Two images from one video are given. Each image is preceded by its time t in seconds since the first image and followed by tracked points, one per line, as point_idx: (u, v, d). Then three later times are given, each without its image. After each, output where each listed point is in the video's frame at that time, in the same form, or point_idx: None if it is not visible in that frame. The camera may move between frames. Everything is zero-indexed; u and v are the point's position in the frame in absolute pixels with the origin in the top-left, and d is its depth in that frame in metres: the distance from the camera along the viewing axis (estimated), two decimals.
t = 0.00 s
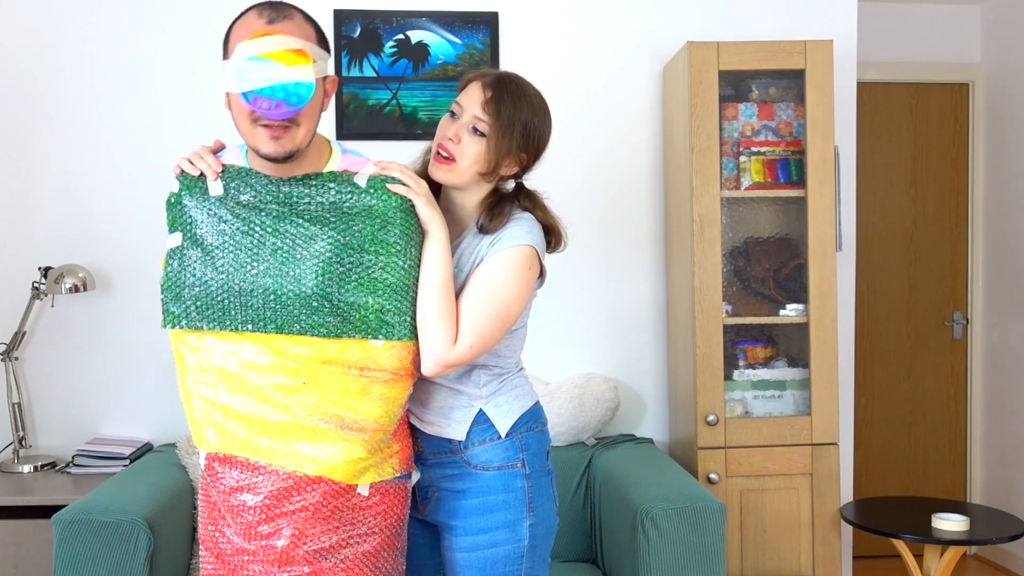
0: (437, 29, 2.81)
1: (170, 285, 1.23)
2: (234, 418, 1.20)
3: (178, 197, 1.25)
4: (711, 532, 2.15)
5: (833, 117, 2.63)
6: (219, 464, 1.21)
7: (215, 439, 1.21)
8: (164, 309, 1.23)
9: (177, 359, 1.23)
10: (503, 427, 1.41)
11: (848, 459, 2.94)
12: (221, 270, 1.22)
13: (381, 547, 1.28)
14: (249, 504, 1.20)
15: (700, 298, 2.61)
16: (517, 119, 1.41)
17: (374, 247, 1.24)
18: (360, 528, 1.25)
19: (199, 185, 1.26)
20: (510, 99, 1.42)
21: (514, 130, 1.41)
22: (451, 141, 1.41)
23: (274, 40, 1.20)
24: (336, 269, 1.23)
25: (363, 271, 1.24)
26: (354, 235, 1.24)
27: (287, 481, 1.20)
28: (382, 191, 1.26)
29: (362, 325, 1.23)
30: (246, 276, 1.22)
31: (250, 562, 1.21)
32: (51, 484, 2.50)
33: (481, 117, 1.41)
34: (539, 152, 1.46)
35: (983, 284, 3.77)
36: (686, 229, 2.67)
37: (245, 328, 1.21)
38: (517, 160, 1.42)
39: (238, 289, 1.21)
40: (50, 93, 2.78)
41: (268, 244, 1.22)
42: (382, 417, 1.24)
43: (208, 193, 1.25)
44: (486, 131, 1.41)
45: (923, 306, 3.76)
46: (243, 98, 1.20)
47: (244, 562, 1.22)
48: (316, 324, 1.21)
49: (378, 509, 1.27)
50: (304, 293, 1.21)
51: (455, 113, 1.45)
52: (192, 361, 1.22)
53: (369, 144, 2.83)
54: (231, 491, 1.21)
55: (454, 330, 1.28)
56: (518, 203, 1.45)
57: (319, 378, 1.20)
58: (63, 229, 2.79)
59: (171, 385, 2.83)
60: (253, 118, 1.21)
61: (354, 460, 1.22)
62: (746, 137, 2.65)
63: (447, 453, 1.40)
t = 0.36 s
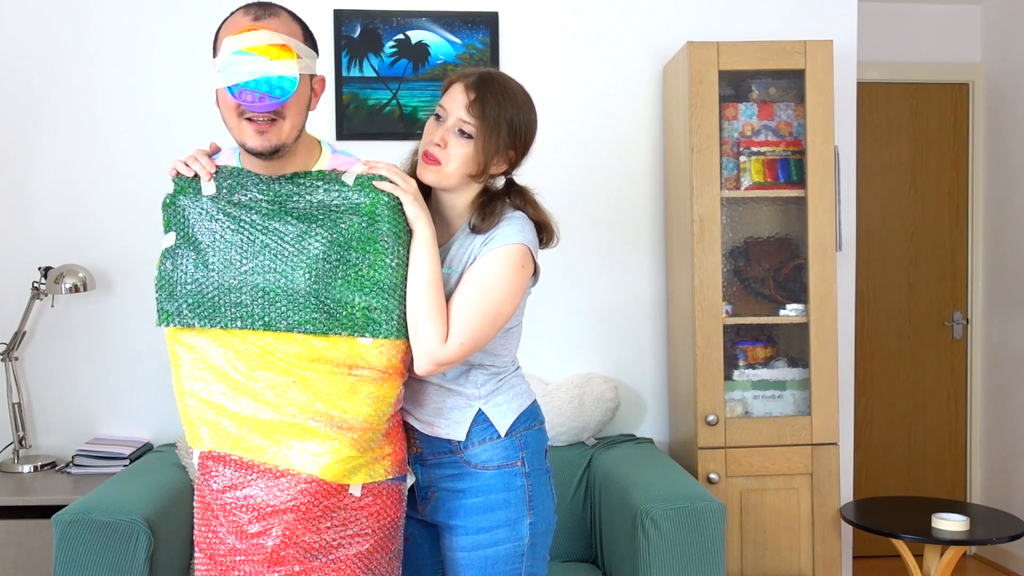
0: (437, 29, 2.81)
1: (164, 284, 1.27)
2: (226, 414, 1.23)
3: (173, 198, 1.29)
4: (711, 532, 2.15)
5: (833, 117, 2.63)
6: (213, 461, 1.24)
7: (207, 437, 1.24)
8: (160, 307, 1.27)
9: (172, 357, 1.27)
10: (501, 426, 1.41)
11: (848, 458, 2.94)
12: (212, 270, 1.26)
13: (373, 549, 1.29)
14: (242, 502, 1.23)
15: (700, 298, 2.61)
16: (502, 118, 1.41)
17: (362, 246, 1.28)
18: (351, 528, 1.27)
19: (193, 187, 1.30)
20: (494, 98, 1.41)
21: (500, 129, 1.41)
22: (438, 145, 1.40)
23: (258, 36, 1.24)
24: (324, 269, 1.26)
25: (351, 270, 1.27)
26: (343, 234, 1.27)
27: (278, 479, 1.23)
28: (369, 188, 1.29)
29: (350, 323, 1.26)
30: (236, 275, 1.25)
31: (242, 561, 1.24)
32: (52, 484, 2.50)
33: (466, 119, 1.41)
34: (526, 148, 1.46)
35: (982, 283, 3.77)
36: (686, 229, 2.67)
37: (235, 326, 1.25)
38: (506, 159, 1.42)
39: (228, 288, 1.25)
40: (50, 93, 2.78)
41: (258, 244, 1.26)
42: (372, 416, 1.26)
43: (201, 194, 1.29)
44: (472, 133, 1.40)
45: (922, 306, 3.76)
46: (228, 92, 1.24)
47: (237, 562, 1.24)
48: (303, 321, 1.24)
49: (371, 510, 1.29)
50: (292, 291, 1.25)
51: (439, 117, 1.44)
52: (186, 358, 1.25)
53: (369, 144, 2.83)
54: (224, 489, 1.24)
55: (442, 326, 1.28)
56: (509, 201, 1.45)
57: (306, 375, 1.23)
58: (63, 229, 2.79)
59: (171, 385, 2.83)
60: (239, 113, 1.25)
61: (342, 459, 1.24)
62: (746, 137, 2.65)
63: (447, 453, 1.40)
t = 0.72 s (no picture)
0: (437, 29, 2.81)
1: (163, 284, 1.29)
2: (229, 414, 1.24)
3: (170, 198, 1.31)
4: (711, 532, 2.15)
5: (833, 117, 2.63)
6: (217, 460, 1.25)
7: (209, 436, 1.25)
8: (159, 307, 1.28)
9: (172, 356, 1.28)
10: (498, 426, 1.40)
11: (848, 458, 2.94)
12: (212, 270, 1.28)
13: (377, 545, 1.31)
14: (246, 501, 1.24)
15: (700, 298, 2.61)
16: (495, 118, 1.40)
17: (361, 245, 1.29)
18: (355, 525, 1.29)
19: (190, 187, 1.31)
20: (486, 98, 1.41)
21: (493, 129, 1.40)
22: (432, 147, 1.40)
23: (262, 33, 1.25)
24: (324, 268, 1.28)
25: (351, 269, 1.29)
26: (343, 233, 1.29)
27: (283, 477, 1.24)
28: (369, 188, 1.31)
29: (350, 321, 1.27)
30: (237, 274, 1.27)
31: (246, 559, 1.25)
32: (51, 484, 2.50)
33: (458, 120, 1.40)
34: (520, 147, 1.45)
35: (982, 284, 3.77)
36: (686, 229, 2.67)
37: (235, 325, 1.26)
38: (500, 158, 1.41)
39: (228, 288, 1.27)
40: (50, 93, 2.78)
41: (258, 244, 1.28)
42: (375, 414, 1.27)
43: (200, 194, 1.31)
44: (464, 133, 1.40)
45: (923, 307, 3.76)
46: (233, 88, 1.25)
47: (241, 560, 1.25)
48: (304, 320, 1.26)
49: (375, 506, 1.30)
50: (293, 290, 1.27)
51: (432, 118, 1.44)
52: (186, 358, 1.27)
53: (369, 144, 2.83)
54: (228, 488, 1.25)
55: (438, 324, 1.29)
56: (505, 200, 1.44)
57: (308, 373, 1.25)
58: (63, 229, 2.79)
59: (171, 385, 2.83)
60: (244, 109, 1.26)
61: (346, 457, 1.25)
62: (746, 137, 2.65)
63: (444, 452, 1.40)
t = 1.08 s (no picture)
0: (437, 29, 2.81)
1: (181, 280, 1.25)
2: (241, 415, 1.21)
3: (191, 192, 1.28)
4: (712, 532, 2.15)
5: (833, 117, 2.63)
6: (222, 462, 1.22)
7: (218, 436, 1.22)
8: (174, 303, 1.24)
9: (184, 353, 1.24)
10: (504, 423, 1.41)
11: (848, 458, 2.94)
12: (230, 267, 1.23)
13: (380, 547, 1.28)
14: (248, 503, 1.21)
15: (701, 298, 2.61)
16: (504, 117, 1.41)
17: (382, 248, 1.27)
18: (359, 528, 1.26)
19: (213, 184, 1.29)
20: (495, 98, 1.41)
21: (503, 128, 1.40)
22: (444, 148, 1.40)
23: (296, 27, 1.27)
24: (343, 269, 1.25)
25: (370, 271, 1.26)
26: (364, 235, 1.26)
27: (287, 480, 1.21)
28: (395, 193, 1.29)
29: (369, 324, 1.24)
30: (255, 273, 1.23)
31: (250, 561, 1.22)
32: (51, 484, 2.50)
33: (469, 120, 1.40)
34: (528, 143, 1.46)
35: (982, 283, 3.77)
36: (687, 229, 2.67)
37: (254, 324, 1.22)
38: (512, 156, 1.42)
39: (247, 286, 1.23)
40: (50, 93, 2.77)
41: (278, 242, 1.24)
42: (386, 419, 1.25)
43: (223, 190, 1.28)
44: (476, 133, 1.40)
45: (922, 306, 3.76)
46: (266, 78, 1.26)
47: (243, 563, 1.23)
48: (324, 322, 1.23)
49: (378, 509, 1.28)
50: (312, 290, 1.23)
51: (441, 120, 1.44)
52: (199, 356, 1.23)
53: (370, 144, 2.83)
54: (230, 489, 1.22)
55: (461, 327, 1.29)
56: (516, 198, 1.45)
57: (325, 376, 1.22)
58: (63, 229, 2.79)
59: (171, 386, 2.83)
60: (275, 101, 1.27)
61: (354, 461, 1.23)
62: (747, 137, 2.65)
63: (450, 450, 1.40)
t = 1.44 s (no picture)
0: (437, 29, 2.81)
1: (224, 279, 1.24)
2: (284, 415, 1.20)
3: (234, 193, 1.26)
4: (712, 532, 2.16)
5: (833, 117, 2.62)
6: (264, 463, 1.21)
7: (261, 435, 1.21)
8: (218, 303, 1.24)
9: (223, 352, 1.23)
10: (545, 419, 1.41)
11: (848, 459, 2.94)
12: (275, 268, 1.23)
13: (418, 550, 1.28)
14: (292, 504, 1.21)
15: (700, 298, 2.61)
16: (534, 111, 1.46)
17: (427, 252, 1.25)
18: (400, 530, 1.26)
19: (257, 184, 1.27)
20: (523, 94, 1.46)
21: (534, 123, 1.45)
22: (480, 146, 1.43)
23: (362, 35, 1.24)
24: (388, 272, 1.24)
25: (415, 275, 1.25)
26: (409, 239, 1.26)
27: (332, 483, 1.21)
28: (441, 197, 1.27)
29: (413, 327, 1.24)
30: (300, 275, 1.23)
31: (290, 563, 1.21)
32: (52, 484, 2.50)
33: (502, 117, 1.44)
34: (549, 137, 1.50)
35: (983, 283, 3.77)
36: (686, 229, 2.67)
37: (298, 326, 1.22)
38: (542, 150, 1.47)
39: (292, 288, 1.23)
40: (49, 93, 2.78)
41: (322, 244, 1.24)
42: (430, 422, 1.25)
43: (267, 191, 1.26)
44: (509, 129, 1.44)
45: (923, 306, 3.76)
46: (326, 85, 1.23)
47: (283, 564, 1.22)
48: (368, 325, 1.22)
49: (418, 512, 1.27)
50: (357, 294, 1.23)
51: (470, 118, 1.46)
52: (243, 356, 1.22)
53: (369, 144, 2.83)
54: (273, 490, 1.22)
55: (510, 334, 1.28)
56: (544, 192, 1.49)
57: (370, 380, 1.21)
58: (62, 229, 2.79)
59: (173, 385, 2.83)
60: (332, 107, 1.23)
61: (398, 464, 1.23)
62: (746, 137, 2.65)
63: (490, 447, 1.40)
